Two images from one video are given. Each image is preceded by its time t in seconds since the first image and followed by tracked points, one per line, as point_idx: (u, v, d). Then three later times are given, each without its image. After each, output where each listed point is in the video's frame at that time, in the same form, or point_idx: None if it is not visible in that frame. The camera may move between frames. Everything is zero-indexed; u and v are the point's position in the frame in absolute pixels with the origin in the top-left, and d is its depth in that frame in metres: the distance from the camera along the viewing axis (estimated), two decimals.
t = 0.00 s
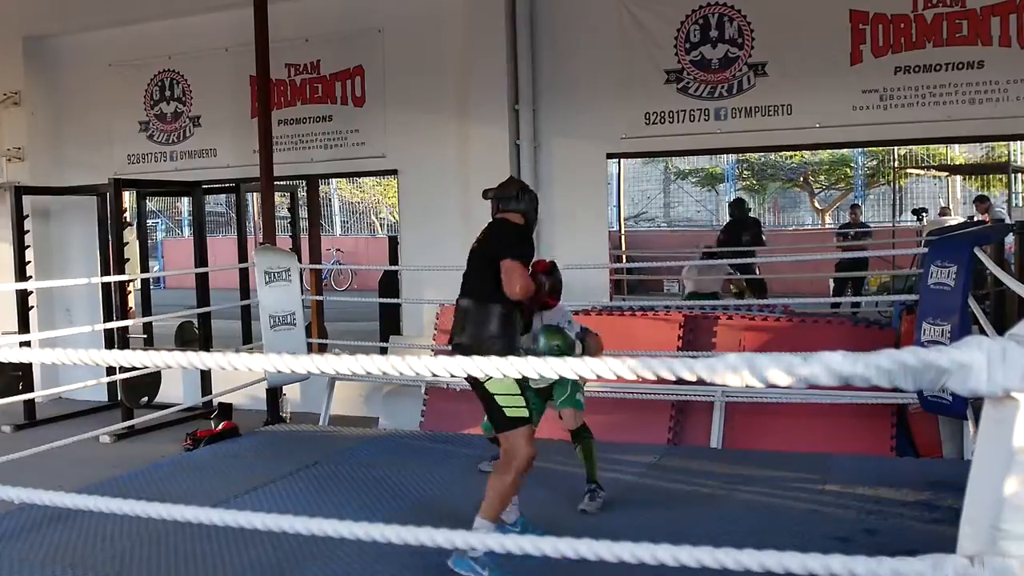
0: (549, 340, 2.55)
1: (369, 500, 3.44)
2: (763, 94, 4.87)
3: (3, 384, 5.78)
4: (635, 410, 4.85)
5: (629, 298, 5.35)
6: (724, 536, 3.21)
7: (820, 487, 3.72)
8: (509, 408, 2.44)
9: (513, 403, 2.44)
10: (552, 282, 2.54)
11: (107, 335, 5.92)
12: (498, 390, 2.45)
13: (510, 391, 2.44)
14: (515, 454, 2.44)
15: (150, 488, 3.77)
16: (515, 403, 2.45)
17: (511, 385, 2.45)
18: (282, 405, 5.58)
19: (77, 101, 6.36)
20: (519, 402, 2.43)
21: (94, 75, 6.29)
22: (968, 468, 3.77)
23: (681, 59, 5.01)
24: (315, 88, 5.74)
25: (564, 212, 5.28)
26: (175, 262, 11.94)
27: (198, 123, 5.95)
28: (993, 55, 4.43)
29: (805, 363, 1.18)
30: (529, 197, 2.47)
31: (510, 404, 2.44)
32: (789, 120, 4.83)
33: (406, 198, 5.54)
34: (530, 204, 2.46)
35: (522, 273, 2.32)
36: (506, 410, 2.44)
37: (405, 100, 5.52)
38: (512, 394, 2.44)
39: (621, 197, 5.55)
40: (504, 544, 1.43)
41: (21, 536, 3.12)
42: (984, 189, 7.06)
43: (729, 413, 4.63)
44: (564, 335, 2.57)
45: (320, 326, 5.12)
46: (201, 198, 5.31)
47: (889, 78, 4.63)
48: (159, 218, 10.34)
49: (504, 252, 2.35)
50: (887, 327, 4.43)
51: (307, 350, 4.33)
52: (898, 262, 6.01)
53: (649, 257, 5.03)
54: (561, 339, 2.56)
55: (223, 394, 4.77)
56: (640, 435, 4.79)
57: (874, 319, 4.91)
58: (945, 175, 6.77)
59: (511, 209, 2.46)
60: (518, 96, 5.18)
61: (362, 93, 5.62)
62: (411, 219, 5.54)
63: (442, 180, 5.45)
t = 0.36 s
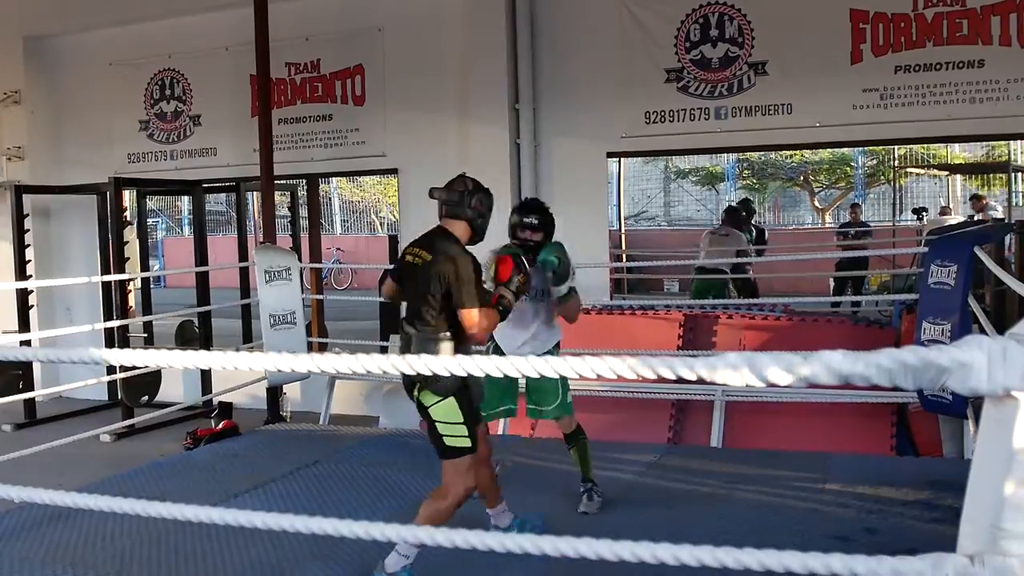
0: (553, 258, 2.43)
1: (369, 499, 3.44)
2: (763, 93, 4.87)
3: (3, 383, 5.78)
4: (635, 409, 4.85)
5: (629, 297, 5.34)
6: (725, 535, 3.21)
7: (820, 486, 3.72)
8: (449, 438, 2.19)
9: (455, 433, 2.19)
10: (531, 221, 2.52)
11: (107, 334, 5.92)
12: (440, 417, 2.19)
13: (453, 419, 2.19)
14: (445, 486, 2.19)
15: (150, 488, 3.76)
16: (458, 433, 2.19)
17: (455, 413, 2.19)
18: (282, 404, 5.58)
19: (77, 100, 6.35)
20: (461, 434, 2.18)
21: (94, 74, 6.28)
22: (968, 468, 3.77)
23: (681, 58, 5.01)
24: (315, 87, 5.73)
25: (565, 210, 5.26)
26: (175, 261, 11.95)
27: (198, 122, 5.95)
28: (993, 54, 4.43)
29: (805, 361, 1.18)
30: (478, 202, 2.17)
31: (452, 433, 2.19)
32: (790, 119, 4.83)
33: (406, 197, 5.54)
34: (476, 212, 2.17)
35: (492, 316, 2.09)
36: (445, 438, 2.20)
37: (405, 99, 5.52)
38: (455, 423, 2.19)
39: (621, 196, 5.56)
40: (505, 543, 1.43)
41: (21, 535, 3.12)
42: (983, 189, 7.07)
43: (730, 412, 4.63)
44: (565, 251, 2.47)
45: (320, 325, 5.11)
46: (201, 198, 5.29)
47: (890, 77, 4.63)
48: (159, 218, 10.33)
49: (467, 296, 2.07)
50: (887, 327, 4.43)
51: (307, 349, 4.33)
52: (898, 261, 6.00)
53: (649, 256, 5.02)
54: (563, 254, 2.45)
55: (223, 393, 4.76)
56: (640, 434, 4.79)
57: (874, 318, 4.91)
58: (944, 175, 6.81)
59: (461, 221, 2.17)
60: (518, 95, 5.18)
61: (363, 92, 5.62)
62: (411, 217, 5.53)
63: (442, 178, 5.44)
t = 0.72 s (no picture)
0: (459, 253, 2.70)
1: (368, 496, 3.44)
2: (764, 90, 4.86)
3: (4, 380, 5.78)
4: (635, 406, 4.85)
5: (629, 294, 5.33)
6: (724, 532, 3.21)
7: (820, 483, 3.73)
8: (408, 428, 2.31)
9: (412, 423, 2.32)
10: (441, 198, 2.64)
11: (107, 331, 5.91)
12: (395, 408, 2.30)
13: (409, 409, 2.32)
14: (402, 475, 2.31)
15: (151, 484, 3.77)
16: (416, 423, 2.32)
17: (410, 403, 2.32)
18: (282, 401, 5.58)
19: (77, 97, 6.34)
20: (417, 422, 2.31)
21: (94, 71, 6.28)
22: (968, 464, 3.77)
23: (681, 55, 5.00)
24: (315, 84, 5.71)
25: (566, 207, 5.24)
26: (176, 258, 11.94)
27: (198, 119, 5.95)
28: (994, 51, 4.43)
29: (806, 358, 1.18)
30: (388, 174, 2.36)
31: (410, 424, 2.31)
32: (790, 116, 4.83)
33: (405, 194, 5.52)
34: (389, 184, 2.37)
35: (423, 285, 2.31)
36: (404, 429, 2.31)
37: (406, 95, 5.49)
38: (411, 413, 2.32)
39: (621, 192, 5.56)
40: (505, 540, 1.42)
41: (21, 533, 3.11)
42: (983, 185, 7.03)
43: (730, 409, 4.63)
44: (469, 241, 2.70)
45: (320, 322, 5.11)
46: (202, 195, 5.23)
47: (890, 73, 4.63)
48: (159, 214, 10.32)
49: (402, 264, 2.27)
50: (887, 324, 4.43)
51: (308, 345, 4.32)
52: (899, 258, 5.99)
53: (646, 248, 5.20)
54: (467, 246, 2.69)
55: (223, 389, 4.77)
56: (640, 430, 4.79)
57: (873, 315, 4.91)
58: (945, 171, 6.74)
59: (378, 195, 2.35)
60: (519, 92, 5.17)
61: (363, 89, 5.60)
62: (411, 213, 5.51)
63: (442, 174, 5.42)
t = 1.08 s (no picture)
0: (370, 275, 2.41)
1: (369, 494, 3.44)
2: (764, 87, 4.86)
3: (5, 378, 5.77)
4: (635, 404, 4.86)
5: (630, 292, 5.33)
6: (726, 530, 3.21)
7: (821, 480, 3.73)
8: (294, 449, 2.12)
9: (298, 441, 2.13)
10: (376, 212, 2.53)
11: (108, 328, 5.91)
12: (272, 431, 2.09)
13: (290, 429, 2.12)
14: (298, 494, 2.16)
15: (153, 483, 3.76)
16: (302, 442, 2.15)
17: (288, 423, 2.11)
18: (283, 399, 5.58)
19: (77, 95, 6.33)
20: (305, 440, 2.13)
21: (94, 69, 6.26)
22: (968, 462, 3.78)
23: (681, 53, 5.00)
24: (316, 82, 5.71)
25: (566, 204, 5.23)
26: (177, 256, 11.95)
27: (199, 116, 5.95)
28: (995, 48, 4.42)
29: (807, 356, 1.18)
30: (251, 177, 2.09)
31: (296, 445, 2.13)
32: (791, 113, 4.82)
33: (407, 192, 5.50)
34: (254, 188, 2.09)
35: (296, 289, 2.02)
36: (291, 450, 2.12)
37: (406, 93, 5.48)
38: (295, 432, 2.13)
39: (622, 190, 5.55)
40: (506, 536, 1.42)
41: (23, 531, 3.12)
42: (986, 183, 6.98)
43: (730, 406, 4.64)
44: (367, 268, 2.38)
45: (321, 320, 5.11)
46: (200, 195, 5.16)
47: (891, 71, 4.64)
48: (160, 212, 10.31)
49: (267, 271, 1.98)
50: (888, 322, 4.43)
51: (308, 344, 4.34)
52: (900, 256, 5.98)
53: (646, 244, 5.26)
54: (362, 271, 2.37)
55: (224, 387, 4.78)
56: (640, 427, 4.80)
57: (873, 312, 4.91)
58: (947, 169, 6.83)
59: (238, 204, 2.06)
60: (519, 89, 5.16)
61: (363, 86, 5.59)
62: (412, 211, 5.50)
63: (441, 172, 5.40)
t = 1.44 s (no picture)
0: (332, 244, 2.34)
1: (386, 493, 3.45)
2: (782, 87, 4.84)
3: (24, 377, 5.81)
4: (652, 404, 4.85)
5: (647, 292, 5.31)
6: (743, 531, 3.21)
7: (839, 482, 3.71)
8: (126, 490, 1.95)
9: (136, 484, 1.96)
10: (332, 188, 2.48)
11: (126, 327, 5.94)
12: (124, 460, 1.95)
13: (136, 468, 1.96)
14: (90, 539, 1.94)
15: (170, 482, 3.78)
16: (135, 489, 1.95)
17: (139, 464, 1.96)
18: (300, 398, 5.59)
19: (96, 96, 6.37)
20: (119, 485, 1.92)
21: (112, 69, 6.29)
22: (989, 463, 3.75)
23: (699, 52, 4.98)
24: (333, 82, 5.72)
25: (582, 204, 5.21)
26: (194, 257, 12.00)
27: (217, 117, 5.97)
28: (1016, 46, 4.39)
29: (826, 357, 1.15)
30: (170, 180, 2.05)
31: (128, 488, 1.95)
32: (809, 113, 4.80)
33: (423, 192, 5.49)
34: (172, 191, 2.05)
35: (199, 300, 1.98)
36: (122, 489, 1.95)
37: (423, 93, 5.47)
38: (139, 476, 1.96)
39: (639, 190, 5.54)
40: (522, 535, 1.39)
41: (43, 529, 3.13)
42: (1005, 183, 6.94)
43: (748, 407, 4.62)
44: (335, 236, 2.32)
45: (338, 320, 5.13)
46: (221, 196, 5.19)
47: (909, 70, 4.61)
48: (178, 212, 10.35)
49: (168, 278, 1.95)
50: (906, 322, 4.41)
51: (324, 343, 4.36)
52: (918, 256, 5.94)
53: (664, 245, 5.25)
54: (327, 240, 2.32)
55: (241, 386, 4.80)
56: (657, 428, 4.79)
57: (891, 313, 4.89)
58: (967, 170, 6.75)
59: (152, 205, 2.01)
60: (536, 89, 5.16)
61: (380, 87, 5.60)
62: (428, 211, 5.49)
63: (458, 172, 5.38)
